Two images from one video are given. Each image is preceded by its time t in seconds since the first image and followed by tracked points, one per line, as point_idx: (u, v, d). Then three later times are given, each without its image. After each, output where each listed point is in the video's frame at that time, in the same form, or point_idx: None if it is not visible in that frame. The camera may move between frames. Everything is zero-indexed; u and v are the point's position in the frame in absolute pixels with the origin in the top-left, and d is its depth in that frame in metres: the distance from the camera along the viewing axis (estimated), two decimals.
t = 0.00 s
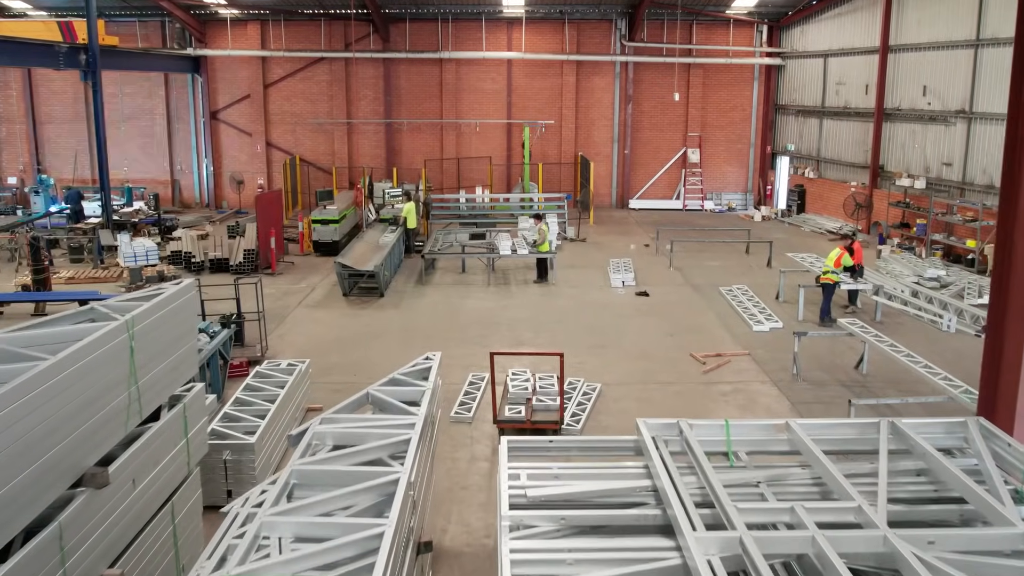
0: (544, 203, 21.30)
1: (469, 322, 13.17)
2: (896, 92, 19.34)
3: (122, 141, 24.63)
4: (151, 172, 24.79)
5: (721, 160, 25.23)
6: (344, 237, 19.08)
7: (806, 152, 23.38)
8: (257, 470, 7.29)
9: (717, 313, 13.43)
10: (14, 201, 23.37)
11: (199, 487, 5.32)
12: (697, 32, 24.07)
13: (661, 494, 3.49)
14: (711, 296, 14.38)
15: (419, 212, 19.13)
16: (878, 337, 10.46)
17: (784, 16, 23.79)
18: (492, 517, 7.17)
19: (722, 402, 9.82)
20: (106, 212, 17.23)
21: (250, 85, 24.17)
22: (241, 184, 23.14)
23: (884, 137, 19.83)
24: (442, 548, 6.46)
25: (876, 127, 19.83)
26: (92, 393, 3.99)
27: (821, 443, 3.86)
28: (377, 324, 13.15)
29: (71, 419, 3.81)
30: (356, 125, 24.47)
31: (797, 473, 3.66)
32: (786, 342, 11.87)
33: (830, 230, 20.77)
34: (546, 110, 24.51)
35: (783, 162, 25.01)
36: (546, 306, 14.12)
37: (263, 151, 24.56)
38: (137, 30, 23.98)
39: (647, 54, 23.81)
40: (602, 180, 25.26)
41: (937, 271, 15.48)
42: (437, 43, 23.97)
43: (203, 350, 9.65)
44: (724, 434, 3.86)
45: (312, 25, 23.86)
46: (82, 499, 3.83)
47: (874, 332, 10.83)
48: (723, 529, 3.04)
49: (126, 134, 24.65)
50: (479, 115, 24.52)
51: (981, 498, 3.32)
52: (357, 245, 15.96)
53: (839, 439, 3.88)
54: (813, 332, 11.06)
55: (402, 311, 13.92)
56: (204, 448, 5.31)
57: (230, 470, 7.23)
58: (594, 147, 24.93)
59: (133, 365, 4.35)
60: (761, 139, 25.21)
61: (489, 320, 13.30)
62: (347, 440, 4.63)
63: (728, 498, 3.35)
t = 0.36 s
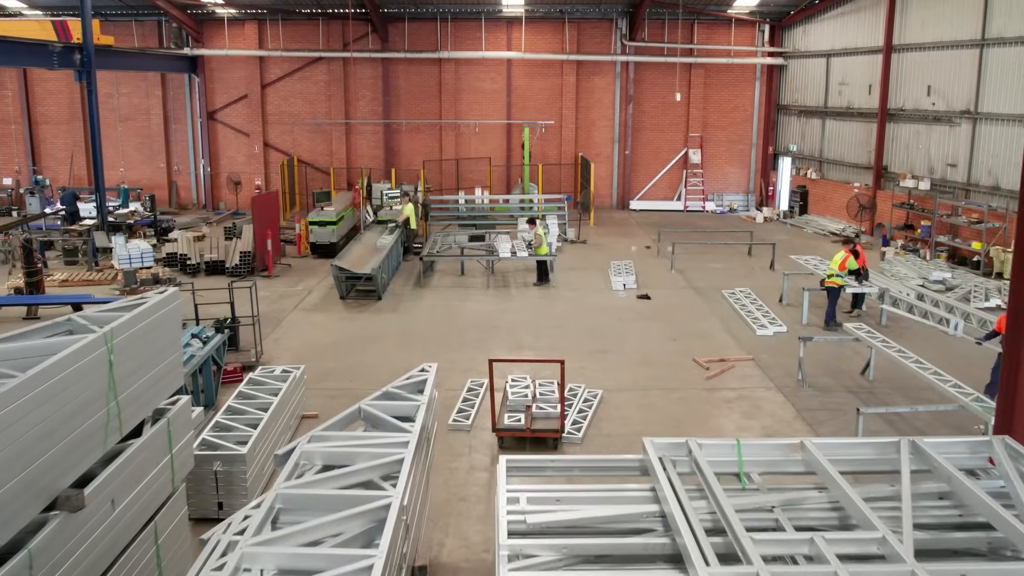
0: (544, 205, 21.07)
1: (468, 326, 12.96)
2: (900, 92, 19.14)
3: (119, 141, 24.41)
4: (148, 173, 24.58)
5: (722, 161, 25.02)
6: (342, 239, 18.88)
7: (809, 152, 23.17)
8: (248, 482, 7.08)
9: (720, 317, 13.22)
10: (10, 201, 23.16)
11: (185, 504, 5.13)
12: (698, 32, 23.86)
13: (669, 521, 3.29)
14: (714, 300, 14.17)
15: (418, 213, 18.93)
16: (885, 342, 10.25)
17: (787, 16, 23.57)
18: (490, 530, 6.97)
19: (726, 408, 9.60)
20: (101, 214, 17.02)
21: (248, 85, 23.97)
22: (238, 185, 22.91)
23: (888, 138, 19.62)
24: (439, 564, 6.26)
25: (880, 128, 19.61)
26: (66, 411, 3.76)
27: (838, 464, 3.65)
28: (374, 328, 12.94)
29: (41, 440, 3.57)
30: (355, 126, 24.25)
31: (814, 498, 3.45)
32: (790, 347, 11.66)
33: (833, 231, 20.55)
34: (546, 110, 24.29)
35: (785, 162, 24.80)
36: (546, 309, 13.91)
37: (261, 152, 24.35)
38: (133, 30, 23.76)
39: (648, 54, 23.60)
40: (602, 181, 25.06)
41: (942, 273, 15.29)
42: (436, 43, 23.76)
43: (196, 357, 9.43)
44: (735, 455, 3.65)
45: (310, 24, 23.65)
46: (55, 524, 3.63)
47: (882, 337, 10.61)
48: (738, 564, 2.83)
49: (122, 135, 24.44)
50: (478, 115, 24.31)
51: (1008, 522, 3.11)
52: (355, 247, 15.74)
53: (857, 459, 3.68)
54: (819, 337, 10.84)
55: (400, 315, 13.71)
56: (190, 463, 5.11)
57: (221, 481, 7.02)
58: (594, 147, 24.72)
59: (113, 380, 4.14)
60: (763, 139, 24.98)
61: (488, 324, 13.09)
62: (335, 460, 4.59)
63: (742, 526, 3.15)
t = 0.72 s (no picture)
0: (544, 206, 20.86)
1: (467, 330, 12.74)
2: (904, 92, 18.93)
3: (115, 142, 24.20)
4: (145, 174, 24.36)
5: (724, 162, 24.80)
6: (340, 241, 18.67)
7: (811, 153, 22.97)
8: (240, 494, 6.88)
9: (723, 321, 13.00)
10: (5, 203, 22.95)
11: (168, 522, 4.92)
12: (699, 31, 23.67)
13: (680, 552, 3.09)
14: (716, 303, 13.95)
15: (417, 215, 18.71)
16: (892, 347, 10.04)
17: (788, 15, 23.36)
18: (488, 544, 6.76)
19: (731, 415, 9.38)
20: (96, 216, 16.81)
21: (245, 85, 23.76)
22: (235, 186, 22.69)
23: (892, 138, 19.41)
24: None
25: (884, 128, 19.40)
26: (36, 432, 3.53)
27: (858, 487, 3.45)
28: (371, 332, 12.72)
29: (11, 462, 3.35)
30: (353, 126, 24.05)
31: (834, 524, 3.25)
32: (795, 351, 11.45)
33: (836, 233, 20.35)
34: (547, 111, 24.09)
35: (787, 163, 24.59)
36: (547, 313, 13.69)
37: (259, 153, 24.14)
38: (129, 29, 23.55)
39: (649, 54, 23.40)
40: (603, 182, 24.86)
41: (948, 276, 15.09)
42: (435, 42, 23.57)
43: (188, 363, 9.21)
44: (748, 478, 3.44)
45: (308, 23, 23.44)
46: (25, 551, 3.41)
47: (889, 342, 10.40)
48: None
49: (119, 135, 24.21)
50: (477, 116, 24.10)
51: None
52: (352, 249, 15.52)
53: (879, 481, 3.48)
54: (825, 342, 10.62)
55: (398, 318, 13.50)
56: (174, 479, 4.90)
57: (211, 494, 6.80)
58: (595, 148, 24.52)
59: (89, 395, 3.92)
60: (765, 140, 24.77)
61: (487, 328, 12.88)
62: (323, 481, 4.54)
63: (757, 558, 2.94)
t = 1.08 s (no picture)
0: (544, 207, 20.64)
1: (466, 334, 12.54)
2: (908, 92, 18.70)
3: (111, 142, 23.97)
4: (141, 175, 24.13)
5: (725, 163, 24.57)
6: (338, 243, 18.46)
7: (814, 154, 22.75)
8: (230, 507, 6.67)
9: (726, 325, 12.79)
10: None
11: (151, 543, 4.75)
12: (701, 31, 23.47)
13: None
14: (719, 306, 13.74)
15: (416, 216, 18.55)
16: (900, 353, 9.85)
17: (791, 15, 23.14)
18: (487, 558, 6.56)
19: (736, 423, 9.16)
20: (90, 216, 16.64)
21: (243, 85, 23.55)
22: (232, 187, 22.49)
23: (896, 139, 19.20)
24: None
25: (888, 128, 19.19)
26: (10, 451, 3.35)
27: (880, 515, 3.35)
28: (369, 336, 12.51)
29: None
30: (351, 126, 23.83)
31: (855, 553, 3.15)
32: (799, 357, 11.24)
33: (839, 235, 20.14)
34: (547, 111, 23.88)
35: (789, 164, 24.37)
36: (547, 316, 13.49)
37: (256, 154, 23.92)
38: (126, 29, 23.35)
39: (650, 54, 23.18)
40: (603, 183, 24.65)
41: (954, 278, 14.91)
42: (434, 42, 23.36)
43: (179, 369, 8.99)
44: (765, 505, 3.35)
45: (305, 23, 23.23)
46: None
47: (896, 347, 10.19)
48: None
49: (115, 136, 23.99)
50: (476, 116, 23.88)
51: None
52: (350, 251, 15.28)
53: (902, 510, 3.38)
54: (831, 347, 10.42)
55: (396, 322, 13.30)
56: (158, 496, 4.74)
57: (201, 505, 6.61)
58: (595, 149, 24.31)
59: (65, 412, 3.74)
60: (767, 140, 24.55)
61: (486, 332, 12.67)
62: (309, 506, 4.39)
63: None
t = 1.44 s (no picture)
0: (545, 209, 20.42)
1: (464, 338, 12.32)
2: (912, 92, 18.49)
3: (107, 143, 23.74)
4: (137, 176, 23.91)
5: (727, 163, 24.35)
6: (335, 245, 18.24)
7: (816, 154, 22.52)
8: (220, 522, 6.45)
9: (730, 329, 12.55)
10: None
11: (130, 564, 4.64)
12: (702, 30, 23.26)
13: None
14: (722, 310, 13.52)
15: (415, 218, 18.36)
16: (909, 360, 9.63)
17: (793, 14, 22.92)
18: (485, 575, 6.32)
19: (741, 431, 8.93)
20: (85, 217, 16.43)
21: (240, 85, 23.34)
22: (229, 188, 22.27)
23: (900, 140, 18.98)
24: None
25: (892, 129, 18.97)
26: None
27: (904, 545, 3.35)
28: (366, 341, 12.29)
29: None
30: (350, 127, 23.61)
31: None
32: (805, 362, 11.00)
33: (843, 237, 19.93)
34: (547, 111, 23.67)
35: (791, 165, 24.15)
36: (547, 320, 13.27)
37: (253, 154, 23.70)
38: (122, 28, 23.13)
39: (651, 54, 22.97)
40: (604, 184, 24.44)
41: (960, 281, 14.69)
42: (433, 41, 23.15)
43: (170, 376, 8.79)
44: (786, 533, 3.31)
45: (303, 22, 23.02)
46: None
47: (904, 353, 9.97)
48: None
49: (111, 136, 23.75)
50: (475, 116, 23.66)
51: None
52: (347, 254, 15.05)
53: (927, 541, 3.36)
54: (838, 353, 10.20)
55: (394, 326, 13.07)
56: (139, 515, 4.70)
57: (189, 520, 6.40)
58: (595, 150, 24.09)
59: (35, 432, 3.65)
60: (769, 141, 24.33)
61: (486, 336, 12.44)
62: (295, 536, 4.18)
63: None
